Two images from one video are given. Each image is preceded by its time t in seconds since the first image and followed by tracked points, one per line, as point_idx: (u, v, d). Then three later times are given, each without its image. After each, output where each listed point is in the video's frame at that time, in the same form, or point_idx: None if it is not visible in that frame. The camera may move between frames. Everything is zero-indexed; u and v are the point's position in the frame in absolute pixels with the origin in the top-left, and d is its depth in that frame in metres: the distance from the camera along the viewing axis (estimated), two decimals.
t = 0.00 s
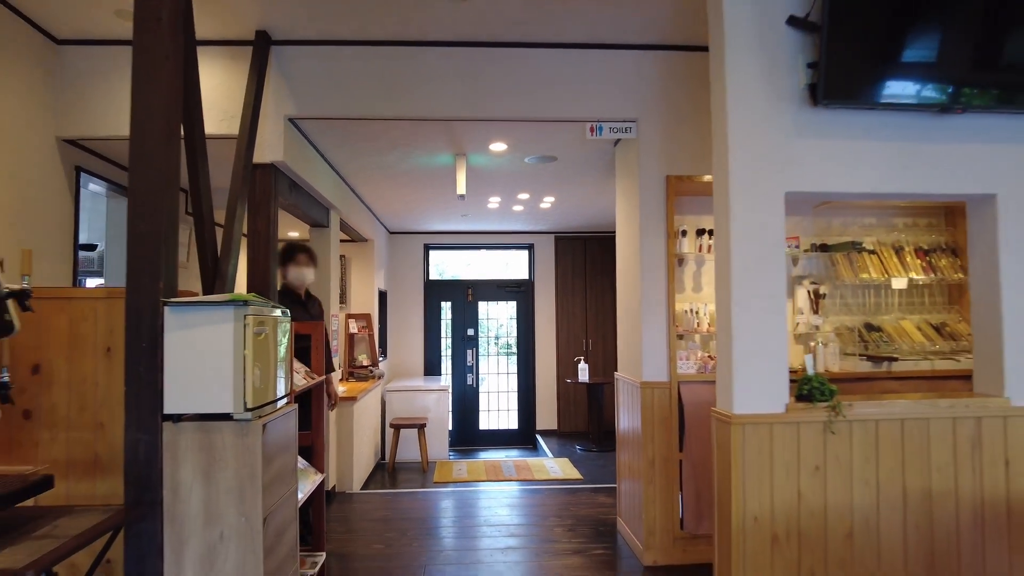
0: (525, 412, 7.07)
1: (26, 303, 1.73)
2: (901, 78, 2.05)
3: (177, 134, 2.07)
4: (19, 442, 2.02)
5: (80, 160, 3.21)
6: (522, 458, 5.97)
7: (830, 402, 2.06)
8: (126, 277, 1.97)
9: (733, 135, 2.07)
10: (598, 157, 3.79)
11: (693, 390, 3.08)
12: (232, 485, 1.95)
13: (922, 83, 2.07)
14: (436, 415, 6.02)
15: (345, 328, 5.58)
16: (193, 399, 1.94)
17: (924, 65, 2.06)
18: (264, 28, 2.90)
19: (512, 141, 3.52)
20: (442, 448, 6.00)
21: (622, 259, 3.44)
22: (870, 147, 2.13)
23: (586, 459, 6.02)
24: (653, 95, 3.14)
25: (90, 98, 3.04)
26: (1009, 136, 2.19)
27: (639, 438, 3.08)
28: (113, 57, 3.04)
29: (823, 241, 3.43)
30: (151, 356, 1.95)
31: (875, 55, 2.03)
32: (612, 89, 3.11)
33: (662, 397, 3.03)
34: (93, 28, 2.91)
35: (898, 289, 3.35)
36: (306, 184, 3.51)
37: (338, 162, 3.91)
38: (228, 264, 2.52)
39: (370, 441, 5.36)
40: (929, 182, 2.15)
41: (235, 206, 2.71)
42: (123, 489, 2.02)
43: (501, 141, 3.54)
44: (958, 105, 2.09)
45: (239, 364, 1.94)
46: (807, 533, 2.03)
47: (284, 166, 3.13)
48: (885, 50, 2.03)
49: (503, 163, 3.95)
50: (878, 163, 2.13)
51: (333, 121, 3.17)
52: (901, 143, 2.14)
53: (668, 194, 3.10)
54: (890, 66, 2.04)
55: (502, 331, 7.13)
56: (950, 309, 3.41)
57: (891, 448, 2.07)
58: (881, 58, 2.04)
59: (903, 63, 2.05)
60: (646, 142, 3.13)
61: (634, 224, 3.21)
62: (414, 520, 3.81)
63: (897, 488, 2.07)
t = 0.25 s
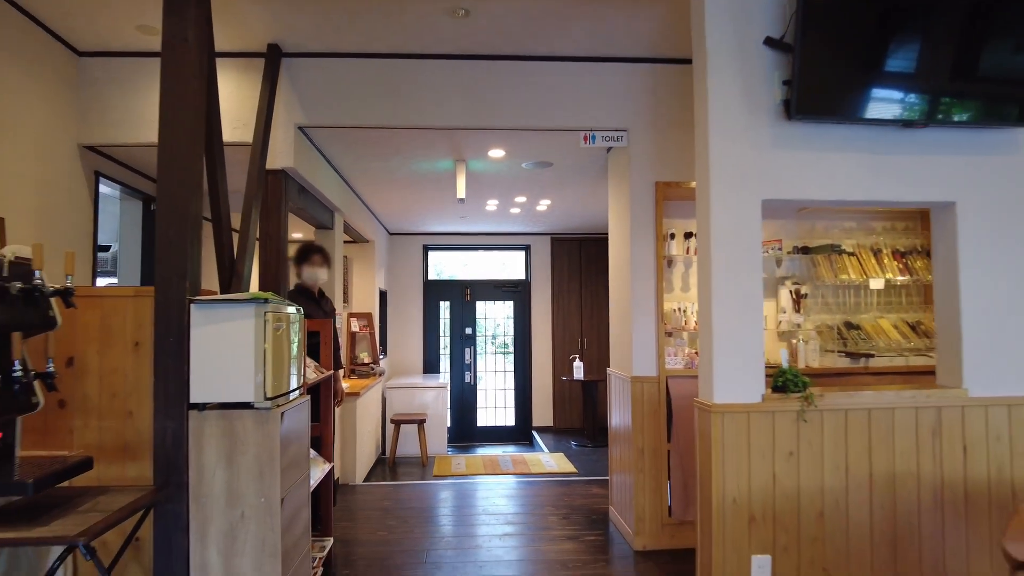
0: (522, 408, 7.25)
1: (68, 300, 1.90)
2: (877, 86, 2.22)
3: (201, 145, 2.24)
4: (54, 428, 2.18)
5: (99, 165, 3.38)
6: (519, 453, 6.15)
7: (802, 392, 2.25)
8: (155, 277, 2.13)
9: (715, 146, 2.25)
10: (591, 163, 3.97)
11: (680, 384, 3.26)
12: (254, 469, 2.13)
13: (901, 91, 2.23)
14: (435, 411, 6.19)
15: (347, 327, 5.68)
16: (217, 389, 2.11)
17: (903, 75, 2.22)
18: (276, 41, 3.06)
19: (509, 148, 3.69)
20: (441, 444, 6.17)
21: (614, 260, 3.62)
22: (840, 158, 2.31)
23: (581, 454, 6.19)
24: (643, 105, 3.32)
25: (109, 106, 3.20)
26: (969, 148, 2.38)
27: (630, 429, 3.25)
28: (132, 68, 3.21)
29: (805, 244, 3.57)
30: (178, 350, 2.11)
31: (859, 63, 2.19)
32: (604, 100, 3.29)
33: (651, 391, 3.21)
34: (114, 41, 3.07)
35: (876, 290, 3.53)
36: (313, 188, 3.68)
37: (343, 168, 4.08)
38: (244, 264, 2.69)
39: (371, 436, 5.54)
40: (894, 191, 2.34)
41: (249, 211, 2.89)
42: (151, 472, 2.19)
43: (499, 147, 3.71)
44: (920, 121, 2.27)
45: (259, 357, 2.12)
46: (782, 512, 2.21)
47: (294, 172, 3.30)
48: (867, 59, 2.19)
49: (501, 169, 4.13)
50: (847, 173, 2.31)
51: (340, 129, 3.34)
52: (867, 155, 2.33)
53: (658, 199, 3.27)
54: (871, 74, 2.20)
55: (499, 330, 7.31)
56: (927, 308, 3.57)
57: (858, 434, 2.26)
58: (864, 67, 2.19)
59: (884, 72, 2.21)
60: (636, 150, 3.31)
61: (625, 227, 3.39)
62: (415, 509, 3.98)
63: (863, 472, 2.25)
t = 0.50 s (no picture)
0: (518, 404, 7.41)
1: (99, 298, 2.05)
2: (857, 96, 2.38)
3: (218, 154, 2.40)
4: (81, 419, 2.34)
5: (112, 170, 3.54)
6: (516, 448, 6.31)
7: (779, 386, 2.41)
8: (176, 277, 2.29)
9: (697, 156, 2.41)
10: (585, 167, 4.13)
11: (668, 379, 3.43)
12: (267, 456, 2.28)
13: (886, 96, 2.40)
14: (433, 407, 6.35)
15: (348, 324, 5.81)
16: (234, 381, 2.27)
17: (887, 81, 2.39)
18: (284, 53, 3.22)
19: (506, 153, 3.85)
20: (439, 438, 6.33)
21: (606, 261, 3.79)
22: (815, 168, 2.48)
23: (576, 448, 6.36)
24: (634, 114, 3.48)
25: (124, 114, 3.35)
26: (936, 159, 2.54)
27: (621, 422, 3.42)
28: (144, 77, 3.36)
29: (788, 245, 3.73)
30: (198, 345, 2.27)
31: (846, 70, 2.36)
32: (596, 108, 3.45)
33: (641, 386, 3.37)
34: (129, 51, 3.22)
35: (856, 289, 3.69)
36: (318, 191, 3.83)
37: (346, 171, 4.23)
38: (255, 265, 2.84)
39: (371, 430, 5.69)
40: (865, 198, 2.50)
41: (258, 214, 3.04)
42: (172, 459, 2.35)
43: (497, 152, 3.87)
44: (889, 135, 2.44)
45: (273, 352, 2.27)
46: (759, 497, 2.38)
47: (300, 176, 3.46)
48: (851, 68, 2.36)
49: (498, 173, 4.28)
50: (822, 181, 2.48)
51: (344, 136, 3.49)
52: (841, 165, 2.49)
53: (648, 203, 3.44)
54: (857, 81, 2.37)
55: (496, 328, 7.47)
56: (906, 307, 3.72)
57: (831, 425, 2.42)
58: (851, 74, 2.36)
59: (869, 79, 2.38)
60: (627, 156, 3.47)
61: (616, 229, 3.55)
62: (415, 499, 4.14)
63: (835, 459, 2.42)
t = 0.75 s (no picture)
0: (514, 399, 7.58)
1: (120, 293, 2.21)
2: (834, 103, 2.55)
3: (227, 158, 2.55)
4: (99, 407, 2.49)
5: (122, 170, 3.69)
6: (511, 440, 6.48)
7: (755, 375, 2.56)
8: (189, 274, 2.45)
9: (678, 161, 2.57)
10: (576, 168, 4.29)
11: (654, 371, 3.59)
12: (275, 441, 2.44)
13: (871, 98, 2.57)
14: (431, 400, 6.51)
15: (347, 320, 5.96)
16: (244, 371, 2.43)
17: (872, 83, 2.57)
18: (288, 59, 3.36)
19: (500, 155, 4.01)
20: (437, 431, 6.49)
21: (596, 258, 3.95)
22: (788, 171, 2.64)
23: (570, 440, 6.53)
24: (623, 118, 3.64)
25: (134, 118, 3.50)
26: (903, 163, 2.71)
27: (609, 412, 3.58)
28: (153, 82, 3.51)
29: (770, 244, 3.90)
30: (209, 338, 2.43)
31: (832, 73, 2.52)
32: (586, 112, 3.61)
33: (628, 378, 3.54)
34: (139, 59, 3.37)
35: (836, 286, 3.86)
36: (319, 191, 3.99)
37: (346, 172, 4.39)
38: (262, 263, 3.00)
39: (371, 423, 5.86)
40: (836, 200, 2.67)
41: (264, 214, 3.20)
42: (185, 444, 2.51)
43: (491, 154, 4.03)
44: (858, 141, 2.60)
45: (281, 344, 2.43)
46: (734, 479, 2.54)
47: (303, 177, 3.61)
48: (833, 73, 2.53)
49: (493, 173, 4.45)
50: (795, 184, 2.64)
51: (344, 139, 3.65)
52: (813, 169, 2.66)
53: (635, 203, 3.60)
54: (844, 83, 2.55)
55: (493, 324, 7.64)
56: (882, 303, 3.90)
57: (802, 412, 2.59)
58: (837, 76, 2.53)
59: (854, 82, 2.55)
60: (616, 158, 3.63)
61: (605, 228, 3.71)
62: (413, 487, 4.31)
63: (806, 444, 2.59)
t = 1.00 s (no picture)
0: (509, 393, 7.76)
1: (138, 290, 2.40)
2: (806, 110, 2.71)
3: (235, 163, 2.71)
4: (116, 397, 2.66)
5: (132, 173, 3.86)
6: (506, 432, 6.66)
7: (730, 367, 2.75)
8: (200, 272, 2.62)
9: (658, 166, 2.74)
10: (567, 170, 4.46)
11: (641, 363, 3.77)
12: (282, 427, 2.62)
13: (857, 100, 2.74)
14: (428, 394, 6.69)
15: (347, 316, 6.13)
16: (252, 363, 2.60)
17: (856, 86, 2.73)
18: (290, 66, 3.51)
19: (494, 157, 4.18)
20: (434, 424, 6.67)
21: (586, 256, 4.12)
22: (763, 176, 2.81)
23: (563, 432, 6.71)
24: (611, 122, 3.81)
25: (144, 123, 3.66)
26: (871, 167, 2.88)
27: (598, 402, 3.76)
28: (161, 88, 3.66)
29: (752, 242, 4.05)
30: (220, 332, 2.59)
31: (819, 78, 2.69)
32: (576, 117, 3.77)
33: (615, 369, 3.72)
34: (148, 66, 3.52)
35: (815, 283, 3.98)
36: (321, 191, 4.16)
37: (346, 174, 4.55)
38: (267, 261, 3.17)
39: (370, 416, 6.03)
40: (807, 202, 2.84)
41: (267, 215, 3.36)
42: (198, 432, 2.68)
43: (486, 156, 4.19)
44: (829, 146, 2.77)
45: (287, 337, 2.60)
46: (712, 463, 2.72)
47: (305, 178, 3.78)
48: (821, 76, 2.69)
49: (487, 174, 4.62)
50: (769, 187, 2.81)
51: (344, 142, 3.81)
52: (786, 173, 2.83)
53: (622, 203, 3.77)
54: (830, 86, 2.71)
55: (489, 320, 7.81)
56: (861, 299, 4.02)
57: (776, 401, 2.77)
58: (825, 80, 2.70)
59: (839, 84, 2.72)
60: (605, 161, 3.80)
61: (594, 228, 3.88)
62: (411, 476, 4.49)
63: (780, 430, 2.77)
